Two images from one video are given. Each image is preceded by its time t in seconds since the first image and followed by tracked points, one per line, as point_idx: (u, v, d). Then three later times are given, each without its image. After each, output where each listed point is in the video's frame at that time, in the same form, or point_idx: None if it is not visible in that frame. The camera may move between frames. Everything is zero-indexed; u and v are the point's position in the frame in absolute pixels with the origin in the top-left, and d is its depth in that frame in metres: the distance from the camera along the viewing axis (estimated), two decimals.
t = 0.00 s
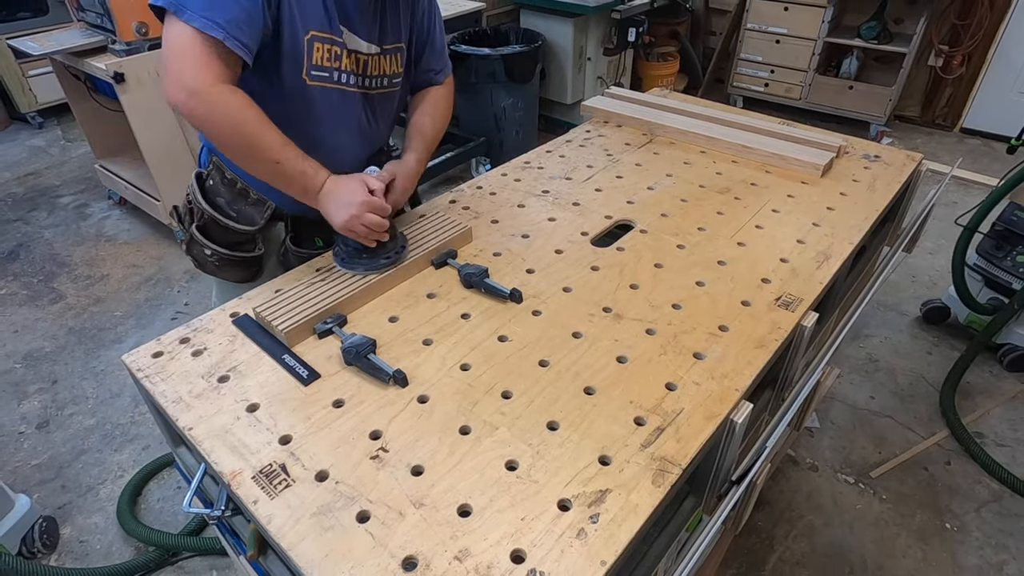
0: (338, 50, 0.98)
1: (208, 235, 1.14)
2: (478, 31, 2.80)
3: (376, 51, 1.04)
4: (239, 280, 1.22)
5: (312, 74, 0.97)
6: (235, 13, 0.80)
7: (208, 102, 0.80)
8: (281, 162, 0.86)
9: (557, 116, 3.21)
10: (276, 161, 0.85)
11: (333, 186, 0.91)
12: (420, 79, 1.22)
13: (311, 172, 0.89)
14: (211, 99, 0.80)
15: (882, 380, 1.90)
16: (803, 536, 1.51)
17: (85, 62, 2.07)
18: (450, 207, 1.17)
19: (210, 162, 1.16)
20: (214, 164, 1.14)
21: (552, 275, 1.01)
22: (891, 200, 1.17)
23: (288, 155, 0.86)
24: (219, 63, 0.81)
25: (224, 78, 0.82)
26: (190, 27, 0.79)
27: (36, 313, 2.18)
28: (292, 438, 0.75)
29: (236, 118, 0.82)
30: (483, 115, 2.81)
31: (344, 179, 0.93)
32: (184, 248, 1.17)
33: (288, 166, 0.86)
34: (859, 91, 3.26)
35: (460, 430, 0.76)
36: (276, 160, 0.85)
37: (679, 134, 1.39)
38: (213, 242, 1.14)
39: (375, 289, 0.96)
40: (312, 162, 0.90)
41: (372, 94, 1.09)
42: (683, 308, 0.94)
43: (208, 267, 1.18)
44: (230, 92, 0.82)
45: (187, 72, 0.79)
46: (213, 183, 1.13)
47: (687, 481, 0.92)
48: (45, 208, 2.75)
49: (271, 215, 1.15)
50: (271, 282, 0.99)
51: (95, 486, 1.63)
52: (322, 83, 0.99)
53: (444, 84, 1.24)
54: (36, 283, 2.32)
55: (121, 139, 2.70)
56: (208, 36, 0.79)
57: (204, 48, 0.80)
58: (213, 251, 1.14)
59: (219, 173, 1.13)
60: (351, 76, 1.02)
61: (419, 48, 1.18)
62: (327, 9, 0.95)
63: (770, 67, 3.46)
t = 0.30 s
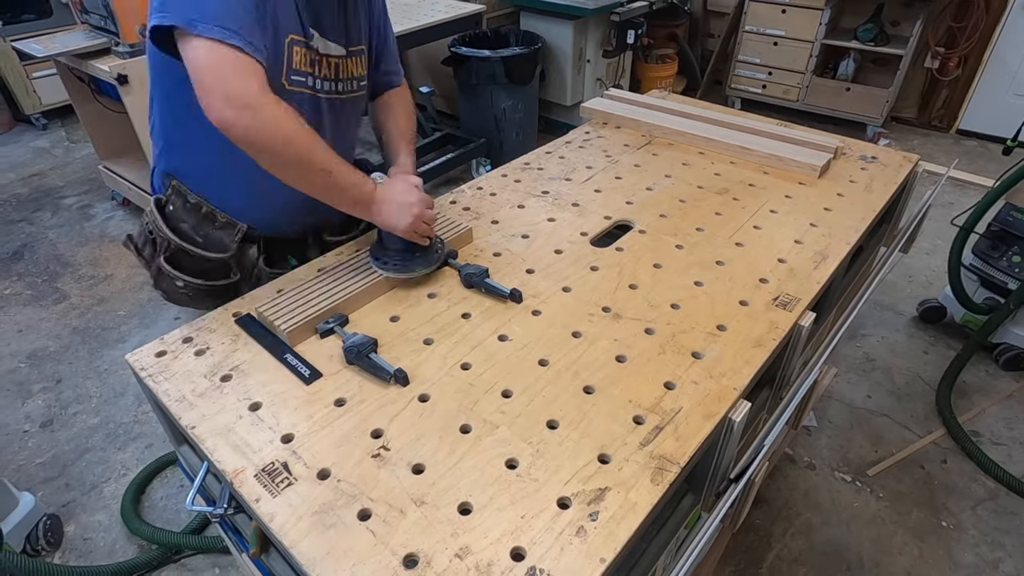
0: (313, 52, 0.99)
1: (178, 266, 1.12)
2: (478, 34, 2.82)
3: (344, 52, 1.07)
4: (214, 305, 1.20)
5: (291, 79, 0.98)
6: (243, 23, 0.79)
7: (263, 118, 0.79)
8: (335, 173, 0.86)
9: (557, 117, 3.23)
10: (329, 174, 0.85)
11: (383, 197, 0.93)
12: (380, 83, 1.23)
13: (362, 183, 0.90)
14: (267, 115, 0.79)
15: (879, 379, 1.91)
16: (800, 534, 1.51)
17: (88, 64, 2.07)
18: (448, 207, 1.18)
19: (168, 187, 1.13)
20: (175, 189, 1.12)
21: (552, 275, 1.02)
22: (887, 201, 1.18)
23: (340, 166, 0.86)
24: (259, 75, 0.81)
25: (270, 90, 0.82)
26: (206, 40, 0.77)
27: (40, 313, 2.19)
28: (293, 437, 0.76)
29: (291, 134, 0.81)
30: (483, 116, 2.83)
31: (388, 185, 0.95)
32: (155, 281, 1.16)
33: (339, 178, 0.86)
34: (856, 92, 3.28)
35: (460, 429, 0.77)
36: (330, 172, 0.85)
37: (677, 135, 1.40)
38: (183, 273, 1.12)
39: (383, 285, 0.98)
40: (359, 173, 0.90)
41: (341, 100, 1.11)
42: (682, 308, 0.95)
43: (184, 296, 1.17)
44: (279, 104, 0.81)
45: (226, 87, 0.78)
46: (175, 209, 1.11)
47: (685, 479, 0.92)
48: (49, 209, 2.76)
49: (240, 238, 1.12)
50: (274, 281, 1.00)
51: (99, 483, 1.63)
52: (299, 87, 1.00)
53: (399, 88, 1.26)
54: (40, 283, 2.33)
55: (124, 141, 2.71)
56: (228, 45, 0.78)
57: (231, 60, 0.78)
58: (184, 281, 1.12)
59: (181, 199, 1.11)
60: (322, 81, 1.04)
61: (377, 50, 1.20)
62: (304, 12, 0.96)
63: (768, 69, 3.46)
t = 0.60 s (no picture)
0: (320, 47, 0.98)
1: (220, 276, 1.16)
2: (478, 36, 2.83)
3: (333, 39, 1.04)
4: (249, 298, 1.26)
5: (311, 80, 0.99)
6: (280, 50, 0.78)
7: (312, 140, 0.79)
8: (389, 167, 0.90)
9: (556, 118, 3.24)
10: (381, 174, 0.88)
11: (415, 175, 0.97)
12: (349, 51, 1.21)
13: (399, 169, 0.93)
14: (317, 130, 0.79)
15: (875, 378, 1.92)
16: (797, 532, 1.52)
17: (93, 66, 2.06)
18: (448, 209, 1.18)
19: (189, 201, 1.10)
20: (198, 202, 1.09)
21: (551, 275, 1.03)
22: (884, 202, 1.19)
23: (383, 162, 0.88)
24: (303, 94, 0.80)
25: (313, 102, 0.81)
26: (253, 72, 0.75)
27: (44, 313, 2.20)
28: (295, 436, 0.76)
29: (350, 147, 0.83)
30: (483, 118, 2.83)
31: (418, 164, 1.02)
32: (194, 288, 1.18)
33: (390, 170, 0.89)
34: (853, 94, 3.29)
35: (460, 428, 0.77)
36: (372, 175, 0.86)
37: (675, 136, 1.41)
38: (225, 281, 1.17)
39: (379, 284, 0.98)
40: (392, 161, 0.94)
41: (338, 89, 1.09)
42: (680, 308, 0.96)
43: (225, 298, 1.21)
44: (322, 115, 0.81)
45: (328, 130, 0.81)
46: (203, 224, 1.10)
47: (683, 477, 0.93)
48: (53, 209, 2.77)
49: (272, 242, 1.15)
50: (275, 282, 1.01)
51: (102, 482, 1.64)
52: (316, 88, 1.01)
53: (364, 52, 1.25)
54: (44, 283, 2.34)
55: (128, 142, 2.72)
56: (275, 72, 0.77)
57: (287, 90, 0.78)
58: (228, 290, 1.18)
59: (206, 212, 1.09)
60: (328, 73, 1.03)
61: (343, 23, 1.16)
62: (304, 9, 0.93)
63: (766, 71, 3.47)
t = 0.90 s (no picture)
0: (188, 80, 0.89)
1: (97, 314, 1.00)
2: (478, 38, 2.84)
3: (235, 70, 0.95)
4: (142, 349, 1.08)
5: (161, 114, 0.87)
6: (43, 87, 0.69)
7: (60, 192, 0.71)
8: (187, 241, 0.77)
9: (556, 120, 3.25)
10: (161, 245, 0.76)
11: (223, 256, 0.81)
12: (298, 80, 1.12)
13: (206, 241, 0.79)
14: (73, 183, 0.70)
15: (872, 378, 1.93)
16: (795, 530, 1.53)
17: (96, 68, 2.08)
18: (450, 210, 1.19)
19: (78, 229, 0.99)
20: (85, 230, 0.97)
21: (551, 275, 1.04)
22: (881, 202, 1.20)
23: (168, 231, 0.76)
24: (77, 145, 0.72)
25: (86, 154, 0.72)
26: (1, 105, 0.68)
27: (48, 313, 2.21)
28: (296, 435, 0.77)
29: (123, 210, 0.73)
30: (483, 120, 2.84)
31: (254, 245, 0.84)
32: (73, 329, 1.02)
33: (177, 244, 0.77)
34: (850, 96, 3.30)
35: (461, 426, 0.78)
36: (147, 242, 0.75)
37: (674, 137, 1.42)
38: (104, 320, 1.00)
39: (380, 284, 0.99)
40: (203, 233, 0.80)
41: (242, 123, 0.98)
42: (679, 307, 0.97)
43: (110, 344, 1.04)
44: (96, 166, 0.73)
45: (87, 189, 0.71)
46: (89, 253, 0.97)
47: (682, 476, 0.94)
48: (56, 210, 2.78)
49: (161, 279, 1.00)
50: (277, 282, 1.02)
51: (106, 480, 1.65)
52: (179, 121, 0.90)
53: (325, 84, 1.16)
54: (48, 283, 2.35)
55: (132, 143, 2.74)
56: (42, 112, 0.70)
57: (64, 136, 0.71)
58: (105, 330, 1.00)
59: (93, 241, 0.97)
60: (214, 107, 0.93)
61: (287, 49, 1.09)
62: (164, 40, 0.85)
63: (764, 73, 3.48)
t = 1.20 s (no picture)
0: (288, 101, 0.88)
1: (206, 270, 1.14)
2: (478, 40, 2.85)
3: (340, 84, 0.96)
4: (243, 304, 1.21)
5: (265, 137, 0.89)
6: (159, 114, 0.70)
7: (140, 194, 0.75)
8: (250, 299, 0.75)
9: (555, 121, 3.26)
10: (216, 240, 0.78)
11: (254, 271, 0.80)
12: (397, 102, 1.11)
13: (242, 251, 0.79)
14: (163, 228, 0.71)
15: (869, 377, 1.94)
16: (793, 528, 1.54)
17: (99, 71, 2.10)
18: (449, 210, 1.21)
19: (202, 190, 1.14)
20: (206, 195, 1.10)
21: (551, 275, 1.05)
22: (878, 203, 1.21)
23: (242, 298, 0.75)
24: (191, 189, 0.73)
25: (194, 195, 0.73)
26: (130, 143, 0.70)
27: (52, 312, 2.21)
28: (299, 434, 0.78)
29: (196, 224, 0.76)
30: (483, 121, 2.85)
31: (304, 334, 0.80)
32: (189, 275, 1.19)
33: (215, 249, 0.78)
34: (848, 97, 3.31)
35: (463, 426, 0.79)
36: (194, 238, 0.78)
37: (672, 139, 1.43)
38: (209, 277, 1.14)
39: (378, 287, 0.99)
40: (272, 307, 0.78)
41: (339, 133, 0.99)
42: (678, 307, 0.98)
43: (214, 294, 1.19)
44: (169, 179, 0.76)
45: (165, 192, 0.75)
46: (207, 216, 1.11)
47: (681, 474, 0.95)
48: (60, 210, 2.79)
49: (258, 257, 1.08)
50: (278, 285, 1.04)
51: (110, 479, 1.66)
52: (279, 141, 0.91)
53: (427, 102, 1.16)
54: (51, 283, 2.35)
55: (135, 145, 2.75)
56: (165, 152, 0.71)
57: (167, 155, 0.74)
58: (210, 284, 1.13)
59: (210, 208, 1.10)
60: (313, 121, 0.94)
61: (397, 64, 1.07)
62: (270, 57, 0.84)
63: (762, 75, 3.49)
